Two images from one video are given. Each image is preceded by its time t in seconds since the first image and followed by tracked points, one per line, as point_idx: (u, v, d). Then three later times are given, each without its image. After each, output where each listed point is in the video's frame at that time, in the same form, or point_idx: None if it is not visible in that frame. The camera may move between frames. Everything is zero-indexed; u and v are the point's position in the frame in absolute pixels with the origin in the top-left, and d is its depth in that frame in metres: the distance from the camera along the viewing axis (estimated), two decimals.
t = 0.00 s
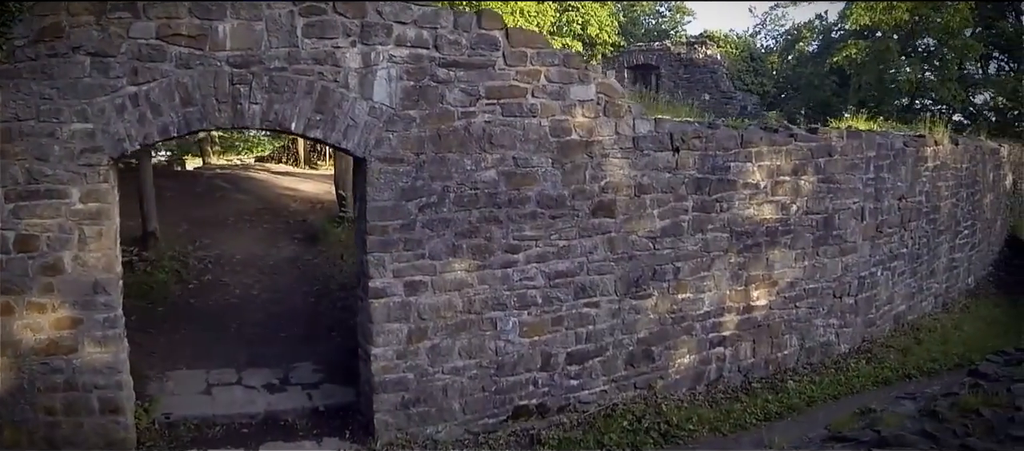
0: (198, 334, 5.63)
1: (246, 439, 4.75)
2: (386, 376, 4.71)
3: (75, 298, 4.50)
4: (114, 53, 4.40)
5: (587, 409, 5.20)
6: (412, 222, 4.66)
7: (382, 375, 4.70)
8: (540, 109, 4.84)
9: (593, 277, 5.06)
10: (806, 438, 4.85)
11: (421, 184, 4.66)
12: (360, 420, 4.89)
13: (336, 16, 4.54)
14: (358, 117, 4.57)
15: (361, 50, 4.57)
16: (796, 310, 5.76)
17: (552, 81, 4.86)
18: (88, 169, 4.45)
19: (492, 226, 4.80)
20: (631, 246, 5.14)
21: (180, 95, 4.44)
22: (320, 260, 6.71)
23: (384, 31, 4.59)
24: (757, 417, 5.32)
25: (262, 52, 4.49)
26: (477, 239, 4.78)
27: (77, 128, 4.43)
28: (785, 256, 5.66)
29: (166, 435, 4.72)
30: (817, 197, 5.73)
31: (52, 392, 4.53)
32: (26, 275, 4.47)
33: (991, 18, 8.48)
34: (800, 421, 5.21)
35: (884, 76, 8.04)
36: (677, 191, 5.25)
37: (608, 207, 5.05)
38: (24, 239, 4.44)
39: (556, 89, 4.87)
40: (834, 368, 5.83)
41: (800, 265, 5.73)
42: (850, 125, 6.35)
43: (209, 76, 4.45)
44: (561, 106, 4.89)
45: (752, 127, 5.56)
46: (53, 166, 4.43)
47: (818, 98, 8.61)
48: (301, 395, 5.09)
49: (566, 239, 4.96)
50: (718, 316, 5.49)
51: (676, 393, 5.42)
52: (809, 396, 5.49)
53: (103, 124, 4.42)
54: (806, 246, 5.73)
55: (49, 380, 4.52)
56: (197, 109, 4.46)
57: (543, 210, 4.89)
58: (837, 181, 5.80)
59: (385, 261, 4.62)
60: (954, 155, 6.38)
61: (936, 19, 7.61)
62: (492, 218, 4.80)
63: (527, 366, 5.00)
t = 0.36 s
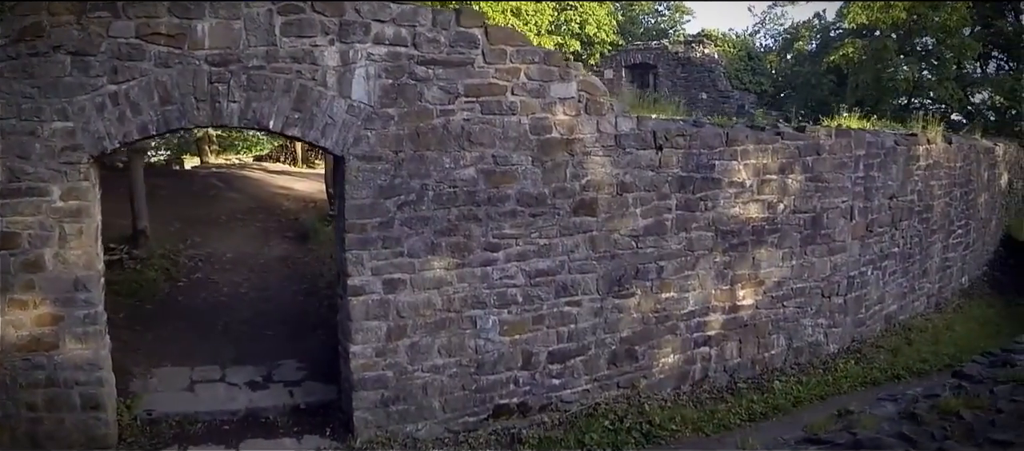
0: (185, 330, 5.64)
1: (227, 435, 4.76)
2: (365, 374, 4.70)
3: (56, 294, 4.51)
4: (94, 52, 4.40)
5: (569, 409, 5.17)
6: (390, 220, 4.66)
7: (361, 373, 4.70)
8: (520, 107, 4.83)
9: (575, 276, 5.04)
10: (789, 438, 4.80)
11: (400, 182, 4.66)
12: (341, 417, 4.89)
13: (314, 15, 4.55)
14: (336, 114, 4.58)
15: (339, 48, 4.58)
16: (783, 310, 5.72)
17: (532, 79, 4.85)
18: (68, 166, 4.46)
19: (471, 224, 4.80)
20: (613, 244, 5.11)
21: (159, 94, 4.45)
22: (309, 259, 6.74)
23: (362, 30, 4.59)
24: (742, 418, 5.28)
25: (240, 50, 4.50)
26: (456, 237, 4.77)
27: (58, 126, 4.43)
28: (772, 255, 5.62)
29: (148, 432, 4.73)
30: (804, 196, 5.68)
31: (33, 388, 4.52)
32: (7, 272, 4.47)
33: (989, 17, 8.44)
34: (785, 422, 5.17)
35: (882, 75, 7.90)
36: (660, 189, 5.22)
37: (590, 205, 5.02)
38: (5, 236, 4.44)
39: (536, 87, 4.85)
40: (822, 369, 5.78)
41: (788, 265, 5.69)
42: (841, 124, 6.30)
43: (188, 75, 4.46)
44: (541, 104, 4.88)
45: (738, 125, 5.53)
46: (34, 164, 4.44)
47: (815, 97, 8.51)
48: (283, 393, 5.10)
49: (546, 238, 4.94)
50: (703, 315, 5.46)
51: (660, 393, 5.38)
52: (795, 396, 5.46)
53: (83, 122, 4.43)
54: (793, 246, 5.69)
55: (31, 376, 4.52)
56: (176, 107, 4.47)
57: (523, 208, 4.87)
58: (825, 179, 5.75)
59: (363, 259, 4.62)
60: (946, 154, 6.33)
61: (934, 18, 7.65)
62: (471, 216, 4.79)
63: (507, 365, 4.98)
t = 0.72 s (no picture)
0: (171, 328, 5.65)
1: (208, 433, 4.77)
2: (344, 374, 4.70)
3: (37, 292, 4.52)
4: (75, 52, 4.42)
5: (551, 408, 5.15)
6: (369, 218, 4.66)
7: (341, 372, 4.69)
8: (500, 105, 4.81)
9: (556, 275, 5.02)
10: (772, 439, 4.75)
11: (379, 180, 4.66)
12: (322, 416, 4.89)
13: (292, 14, 4.56)
14: (315, 113, 4.58)
15: (317, 46, 4.59)
16: (770, 309, 5.68)
17: (513, 77, 4.83)
18: (50, 165, 4.47)
19: (450, 222, 4.79)
20: (595, 243, 5.09)
21: (140, 93, 4.46)
22: (300, 258, 6.77)
23: (340, 28, 4.60)
24: (727, 419, 5.23)
25: (219, 49, 4.51)
26: (436, 236, 4.77)
27: (39, 125, 4.44)
28: (758, 254, 5.58)
29: (129, 429, 4.74)
30: (792, 194, 5.63)
31: (15, 385, 4.54)
32: None
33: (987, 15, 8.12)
34: (770, 422, 5.12)
35: (880, 74, 7.79)
36: (643, 188, 5.19)
37: (572, 204, 5.00)
38: None
39: (517, 85, 4.84)
40: (810, 369, 5.74)
41: (774, 264, 5.64)
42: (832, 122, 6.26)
43: (168, 74, 4.47)
44: (522, 102, 4.86)
45: (724, 124, 5.50)
46: (15, 162, 4.45)
47: (813, 96, 8.40)
48: (265, 391, 5.11)
49: (527, 237, 4.93)
50: (688, 315, 5.43)
51: (645, 393, 5.36)
52: (781, 397, 5.40)
53: (64, 121, 4.44)
54: (781, 245, 5.65)
55: (12, 373, 4.53)
56: (155, 106, 4.48)
57: (504, 207, 4.86)
58: (813, 178, 5.70)
59: (342, 257, 4.62)
60: (939, 152, 6.27)
61: (932, 17, 7.61)
62: (450, 215, 4.78)
63: (488, 364, 4.97)
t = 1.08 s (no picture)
0: (158, 326, 5.66)
1: (189, 431, 4.77)
2: (323, 371, 4.70)
3: (20, 289, 4.51)
4: (55, 51, 4.40)
5: (532, 407, 5.13)
6: (347, 216, 4.66)
7: (319, 370, 4.69)
8: (479, 102, 4.80)
9: (538, 274, 5.01)
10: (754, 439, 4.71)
11: (357, 178, 4.66)
12: (302, 413, 4.90)
13: (270, 12, 4.54)
14: (293, 111, 4.59)
15: (295, 45, 4.58)
16: (757, 309, 5.64)
17: (492, 75, 4.81)
18: (30, 163, 4.46)
19: (429, 220, 4.78)
20: (576, 241, 5.07)
21: (119, 92, 4.43)
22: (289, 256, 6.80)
23: (319, 26, 4.59)
24: (711, 419, 5.19)
25: (198, 48, 4.49)
26: (414, 234, 4.77)
27: (20, 124, 4.43)
28: (744, 253, 5.54)
29: (111, 426, 4.74)
30: (777, 193, 5.59)
31: None
32: None
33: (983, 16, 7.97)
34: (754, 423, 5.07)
35: (876, 72, 7.77)
36: (626, 186, 5.16)
37: (553, 202, 4.98)
38: None
39: (496, 83, 4.82)
40: (797, 369, 5.69)
41: (760, 263, 5.60)
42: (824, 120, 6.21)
43: (147, 73, 4.44)
44: (501, 100, 4.84)
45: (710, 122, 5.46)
46: None
47: (809, 95, 8.29)
48: (247, 389, 5.12)
49: (507, 235, 4.91)
50: (672, 314, 5.40)
51: (628, 393, 5.33)
52: (766, 397, 5.36)
53: (44, 120, 4.43)
54: (767, 243, 5.61)
55: None
56: (134, 105, 4.46)
57: (483, 205, 4.85)
58: (801, 177, 5.65)
59: (321, 255, 4.63)
60: (931, 151, 6.23)
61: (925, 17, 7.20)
62: (429, 214, 4.78)
63: (468, 363, 4.96)
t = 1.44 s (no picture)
0: (146, 324, 5.68)
1: (171, 429, 4.78)
2: (303, 369, 4.69)
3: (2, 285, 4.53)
4: (36, 51, 4.43)
5: (515, 407, 5.11)
6: (327, 214, 4.65)
7: (300, 368, 4.69)
8: (460, 100, 4.79)
9: (519, 273, 4.99)
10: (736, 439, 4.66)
11: (337, 177, 4.66)
12: (284, 411, 4.90)
13: (250, 11, 4.55)
14: (273, 109, 4.60)
15: (275, 43, 4.60)
16: (744, 308, 5.59)
17: (473, 72, 4.80)
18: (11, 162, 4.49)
19: (409, 218, 4.77)
20: (559, 239, 5.04)
21: (100, 91, 4.46)
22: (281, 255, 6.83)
23: (299, 25, 4.60)
24: (695, 419, 5.15)
25: (177, 47, 4.51)
26: (394, 232, 4.76)
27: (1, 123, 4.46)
28: (731, 252, 5.50)
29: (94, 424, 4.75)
30: (765, 191, 5.54)
31: None
32: None
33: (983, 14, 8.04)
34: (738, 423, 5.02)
35: (873, 70, 7.66)
36: (610, 184, 5.12)
37: (534, 200, 4.96)
38: None
39: (478, 81, 4.81)
40: (786, 369, 5.65)
41: (748, 262, 5.56)
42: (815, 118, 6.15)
43: (127, 72, 4.48)
44: (482, 98, 4.82)
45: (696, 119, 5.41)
46: None
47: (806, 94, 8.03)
48: (230, 386, 5.12)
49: (488, 233, 4.90)
50: (658, 313, 5.36)
51: (612, 392, 5.30)
52: (752, 397, 5.31)
53: (25, 119, 4.46)
54: (755, 242, 5.56)
55: None
56: (115, 104, 4.49)
57: (464, 203, 4.84)
58: (789, 175, 5.61)
59: (301, 254, 4.63)
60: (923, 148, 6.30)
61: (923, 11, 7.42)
62: (409, 212, 4.77)
63: (449, 362, 4.95)
